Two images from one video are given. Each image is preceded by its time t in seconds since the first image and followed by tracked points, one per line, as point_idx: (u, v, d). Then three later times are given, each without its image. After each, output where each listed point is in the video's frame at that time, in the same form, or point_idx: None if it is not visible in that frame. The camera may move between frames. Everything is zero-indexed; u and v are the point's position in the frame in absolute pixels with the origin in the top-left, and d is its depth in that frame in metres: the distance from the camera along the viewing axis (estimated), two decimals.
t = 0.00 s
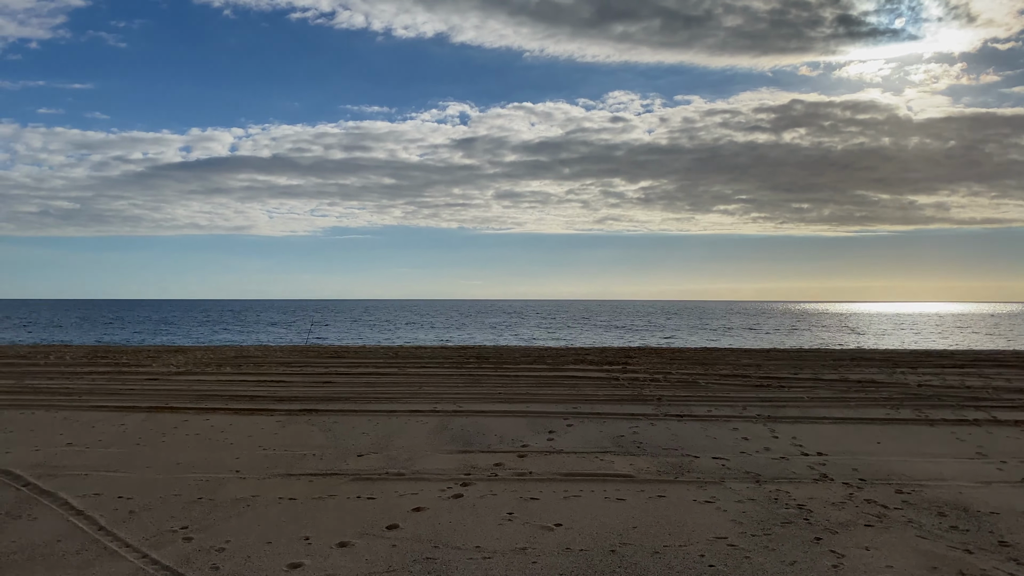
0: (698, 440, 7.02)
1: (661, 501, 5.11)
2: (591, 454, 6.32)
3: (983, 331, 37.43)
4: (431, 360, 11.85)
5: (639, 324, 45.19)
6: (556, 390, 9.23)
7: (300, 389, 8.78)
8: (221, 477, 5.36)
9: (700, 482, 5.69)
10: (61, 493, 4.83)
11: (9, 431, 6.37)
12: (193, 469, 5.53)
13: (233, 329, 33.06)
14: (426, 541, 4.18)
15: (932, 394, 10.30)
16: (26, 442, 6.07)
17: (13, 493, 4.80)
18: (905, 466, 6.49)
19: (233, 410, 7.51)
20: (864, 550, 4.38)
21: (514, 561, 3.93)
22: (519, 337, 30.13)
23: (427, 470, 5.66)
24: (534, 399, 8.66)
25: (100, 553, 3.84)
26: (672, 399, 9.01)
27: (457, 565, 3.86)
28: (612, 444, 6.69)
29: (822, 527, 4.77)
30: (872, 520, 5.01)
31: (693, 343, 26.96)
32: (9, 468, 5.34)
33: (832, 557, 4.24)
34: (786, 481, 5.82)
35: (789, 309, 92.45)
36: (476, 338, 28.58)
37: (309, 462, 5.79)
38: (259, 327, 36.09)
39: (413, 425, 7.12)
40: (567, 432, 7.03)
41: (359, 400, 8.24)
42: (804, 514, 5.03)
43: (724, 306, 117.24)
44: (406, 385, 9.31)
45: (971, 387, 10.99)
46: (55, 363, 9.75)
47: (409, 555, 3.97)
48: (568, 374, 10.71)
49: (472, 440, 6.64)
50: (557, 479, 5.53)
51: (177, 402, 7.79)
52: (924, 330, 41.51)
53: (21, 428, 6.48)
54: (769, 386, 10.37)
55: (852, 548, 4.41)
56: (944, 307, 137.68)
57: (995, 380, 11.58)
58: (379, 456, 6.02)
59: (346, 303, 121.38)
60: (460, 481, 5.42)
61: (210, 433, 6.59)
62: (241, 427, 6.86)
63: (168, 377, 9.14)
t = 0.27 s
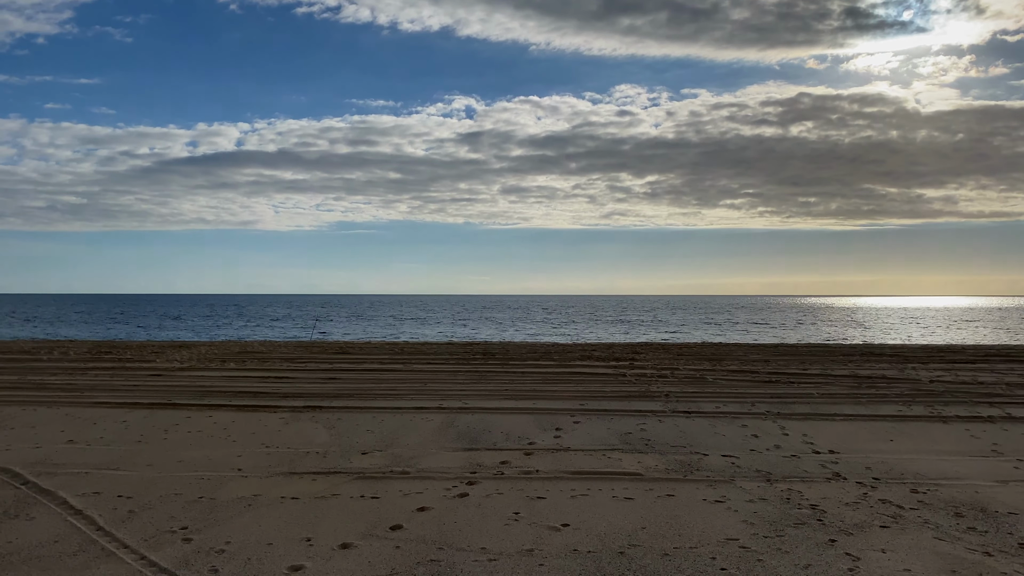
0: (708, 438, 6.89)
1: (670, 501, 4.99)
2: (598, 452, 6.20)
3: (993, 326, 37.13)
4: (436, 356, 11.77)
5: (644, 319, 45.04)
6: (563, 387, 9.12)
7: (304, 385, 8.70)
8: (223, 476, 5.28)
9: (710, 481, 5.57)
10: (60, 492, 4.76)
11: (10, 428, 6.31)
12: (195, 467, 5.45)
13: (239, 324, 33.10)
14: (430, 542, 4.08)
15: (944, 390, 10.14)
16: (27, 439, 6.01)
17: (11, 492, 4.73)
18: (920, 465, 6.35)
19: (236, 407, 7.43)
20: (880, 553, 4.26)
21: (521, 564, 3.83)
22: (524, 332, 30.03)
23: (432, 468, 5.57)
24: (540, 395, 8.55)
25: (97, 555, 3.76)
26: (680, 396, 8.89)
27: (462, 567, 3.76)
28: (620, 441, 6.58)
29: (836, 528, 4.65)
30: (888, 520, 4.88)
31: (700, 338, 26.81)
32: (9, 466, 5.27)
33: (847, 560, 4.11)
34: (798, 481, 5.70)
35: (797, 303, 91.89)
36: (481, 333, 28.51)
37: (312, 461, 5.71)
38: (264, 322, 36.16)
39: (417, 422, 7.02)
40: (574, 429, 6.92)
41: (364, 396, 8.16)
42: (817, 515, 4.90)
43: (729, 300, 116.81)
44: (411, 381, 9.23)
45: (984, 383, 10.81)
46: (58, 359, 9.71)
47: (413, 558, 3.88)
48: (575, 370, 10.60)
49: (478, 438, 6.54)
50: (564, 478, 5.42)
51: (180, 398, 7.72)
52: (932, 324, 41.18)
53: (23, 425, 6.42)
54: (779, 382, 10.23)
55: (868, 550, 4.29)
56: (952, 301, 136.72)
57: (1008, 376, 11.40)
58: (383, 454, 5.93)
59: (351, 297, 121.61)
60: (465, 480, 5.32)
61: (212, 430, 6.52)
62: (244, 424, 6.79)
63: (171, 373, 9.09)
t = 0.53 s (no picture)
0: (716, 434, 6.76)
1: (678, 499, 4.86)
2: (604, 449, 6.08)
3: (1001, 321, 36.90)
4: (441, 352, 11.67)
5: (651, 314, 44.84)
6: (568, 383, 9.00)
7: (307, 382, 8.63)
8: (222, 474, 5.20)
9: (719, 478, 5.44)
10: (56, 491, 4.69)
11: (10, 426, 6.26)
12: (194, 466, 5.37)
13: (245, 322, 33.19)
14: (432, 543, 3.97)
15: (957, 385, 9.95)
16: (26, 437, 5.95)
17: (7, 491, 4.66)
18: (934, 461, 6.19)
19: (238, 405, 7.36)
20: (897, 553, 4.11)
21: (525, 565, 3.71)
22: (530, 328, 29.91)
23: (435, 467, 5.46)
24: (546, 391, 8.43)
25: (90, 556, 3.68)
26: (688, 392, 8.75)
27: (464, 569, 3.65)
28: (626, 439, 6.46)
29: (849, 527, 4.51)
30: (903, 519, 4.73)
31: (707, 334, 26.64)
32: (7, 465, 5.21)
33: (862, 560, 3.97)
34: (809, 478, 5.56)
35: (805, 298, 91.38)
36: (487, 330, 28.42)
37: (312, 459, 5.62)
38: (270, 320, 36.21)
39: (420, 419, 6.92)
40: (580, 426, 6.80)
41: (366, 393, 8.06)
42: (830, 514, 4.76)
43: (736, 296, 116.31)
44: (415, 378, 9.13)
45: (998, 377, 10.61)
46: (61, 357, 9.68)
47: (414, 559, 3.77)
48: (580, 366, 10.47)
49: (481, 435, 6.43)
50: (570, 476, 5.31)
51: (182, 396, 7.65)
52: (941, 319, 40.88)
53: (23, 423, 6.37)
54: (788, 377, 10.07)
55: (884, 550, 4.14)
56: (961, 296, 135.71)
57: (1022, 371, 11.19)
58: (386, 452, 5.84)
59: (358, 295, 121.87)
60: (468, 478, 5.21)
61: (213, 428, 6.44)
62: (245, 421, 6.71)
63: (174, 371, 9.03)
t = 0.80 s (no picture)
0: (723, 433, 6.64)
1: (685, 501, 4.75)
2: (610, 449, 5.97)
3: (1011, 314, 36.51)
4: (445, 350, 11.58)
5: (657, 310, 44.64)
6: (573, 381, 8.90)
7: (309, 381, 8.55)
8: (221, 476, 5.12)
9: (728, 479, 5.32)
10: (53, 495, 4.62)
11: (10, 428, 6.22)
12: (193, 468, 5.30)
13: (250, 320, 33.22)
14: (433, 548, 3.88)
15: (969, 381, 9.78)
16: (25, 439, 5.90)
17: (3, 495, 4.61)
18: (948, 459, 6.04)
19: (239, 404, 7.28)
20: (912, 556, 3.98)
21: (528, 571, 3.61)
22: (535, 324, 29.79)
23: (437, 467, 5.36)
24: (550, 389, 8.33)
25: (83, 563, 3.60)
26: (694, 389, 8.63)
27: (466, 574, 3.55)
28: (632, 438, 6.34)
29: (862, 529, 4.38)
30: (917, 520, 4.59)
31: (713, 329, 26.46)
32: (4, 468, 5.16)
33: (876, 564, 3.85)
34: (820, 478, 5.43)
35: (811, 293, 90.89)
36: (492, 326, 28.33)
37: (313, 460, 5.53)
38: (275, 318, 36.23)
39: (423, 418, 6.83)
40: (585, 425, 6.69)
41: (369, 392, 7.98)
42: (842, 515, 4.63)
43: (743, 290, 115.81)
44: (418, 376, 9.04)
45: (1011, 373, 10.43)
46: (63, 357, 9.65)
47: (414, 564, 3.68)
48: (585, 363, 10.35)
49: (485, 435, 6.33)
50: (574, 477, 5.20)
51: (183, 396, 7.59)
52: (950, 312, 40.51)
53: (23, 425, 6.32)
54: (796, 374, 9.92)
55: (898, 553, 4.01)
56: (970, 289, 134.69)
57: None
58: (388, 452, 5.75)
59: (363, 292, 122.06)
60: (471, 479, 5.12)
61: (213, 429, 6.37)
62: (246, 422, 6.63)
63: (175, 370, 8.97)
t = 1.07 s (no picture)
0: (726, 429, 6.54)
1: (687, 499, 4.66)
2: (610, 446, 5.87)
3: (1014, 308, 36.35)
4: (444, 346, 11.49)
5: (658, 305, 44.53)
6: (573, 376, 8.80)
7: (307, 378, 8.47)
8: (215, 475, 5.03)
9: (731, 476, 5.22)
10: (43, 495, 4.54)
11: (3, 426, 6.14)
12: (187, 467, 5.21)
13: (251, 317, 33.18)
14: (429, 549, 3.79)
15: (974, 375, 9.67)
16: (17, 438, 5.82)
17: None
18: (954, 455, 5.94)
19: (236, 402, 7.20)
20: (920, 555, 3.88)
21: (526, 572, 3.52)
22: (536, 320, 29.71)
23: (435, 465, 5.27)
24: (550, 385, 8.24)
25: (71, 565, 3.52)
26: (696, 384, 8.53)
27: None
28: (633, 434, 6.25)
29: (868, 527, 4.28)
30: (925, 518, 4.49)
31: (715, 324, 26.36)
32: None
33: (883, 564, 3.75)
34: (824, 475, 5.33)
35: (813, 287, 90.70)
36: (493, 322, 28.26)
37: (309, 458, 5.45)
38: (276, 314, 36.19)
39: (421, 415, 6.74)
40: (585, 421, 6.60)
41: (366, 388, 7.89)
42: (848, 513, 4.54)
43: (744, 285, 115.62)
44: (417, 372, 8.95)
45: (1017, 366, 10.31)
46: (60, 354, 9.58)
47: (410, 565, 3.59)
48: (586, 359, 10.26)
49: (483, 431, 6.24)
50: (574, 474, 5.10)
51: (179, 393, 7.51)
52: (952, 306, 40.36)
53: (16, 423, 6.24)
54: (799, 368, 9.82)
55: (906, 552, 3.92)
56: (972, 283, 134.39)
57: None
58: (385, 450, 5.66)
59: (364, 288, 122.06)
60: (469, 477, 5.03)
61: (208, 427, 6.29)
62: (242, 419, 6.55)
63: (172, 367, 8.89)
